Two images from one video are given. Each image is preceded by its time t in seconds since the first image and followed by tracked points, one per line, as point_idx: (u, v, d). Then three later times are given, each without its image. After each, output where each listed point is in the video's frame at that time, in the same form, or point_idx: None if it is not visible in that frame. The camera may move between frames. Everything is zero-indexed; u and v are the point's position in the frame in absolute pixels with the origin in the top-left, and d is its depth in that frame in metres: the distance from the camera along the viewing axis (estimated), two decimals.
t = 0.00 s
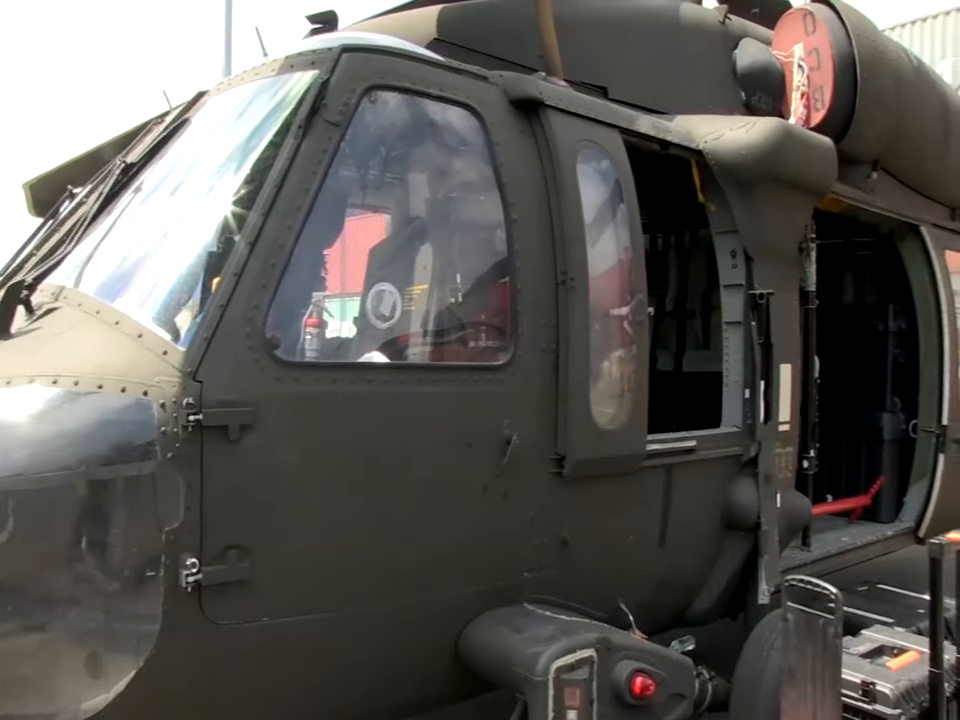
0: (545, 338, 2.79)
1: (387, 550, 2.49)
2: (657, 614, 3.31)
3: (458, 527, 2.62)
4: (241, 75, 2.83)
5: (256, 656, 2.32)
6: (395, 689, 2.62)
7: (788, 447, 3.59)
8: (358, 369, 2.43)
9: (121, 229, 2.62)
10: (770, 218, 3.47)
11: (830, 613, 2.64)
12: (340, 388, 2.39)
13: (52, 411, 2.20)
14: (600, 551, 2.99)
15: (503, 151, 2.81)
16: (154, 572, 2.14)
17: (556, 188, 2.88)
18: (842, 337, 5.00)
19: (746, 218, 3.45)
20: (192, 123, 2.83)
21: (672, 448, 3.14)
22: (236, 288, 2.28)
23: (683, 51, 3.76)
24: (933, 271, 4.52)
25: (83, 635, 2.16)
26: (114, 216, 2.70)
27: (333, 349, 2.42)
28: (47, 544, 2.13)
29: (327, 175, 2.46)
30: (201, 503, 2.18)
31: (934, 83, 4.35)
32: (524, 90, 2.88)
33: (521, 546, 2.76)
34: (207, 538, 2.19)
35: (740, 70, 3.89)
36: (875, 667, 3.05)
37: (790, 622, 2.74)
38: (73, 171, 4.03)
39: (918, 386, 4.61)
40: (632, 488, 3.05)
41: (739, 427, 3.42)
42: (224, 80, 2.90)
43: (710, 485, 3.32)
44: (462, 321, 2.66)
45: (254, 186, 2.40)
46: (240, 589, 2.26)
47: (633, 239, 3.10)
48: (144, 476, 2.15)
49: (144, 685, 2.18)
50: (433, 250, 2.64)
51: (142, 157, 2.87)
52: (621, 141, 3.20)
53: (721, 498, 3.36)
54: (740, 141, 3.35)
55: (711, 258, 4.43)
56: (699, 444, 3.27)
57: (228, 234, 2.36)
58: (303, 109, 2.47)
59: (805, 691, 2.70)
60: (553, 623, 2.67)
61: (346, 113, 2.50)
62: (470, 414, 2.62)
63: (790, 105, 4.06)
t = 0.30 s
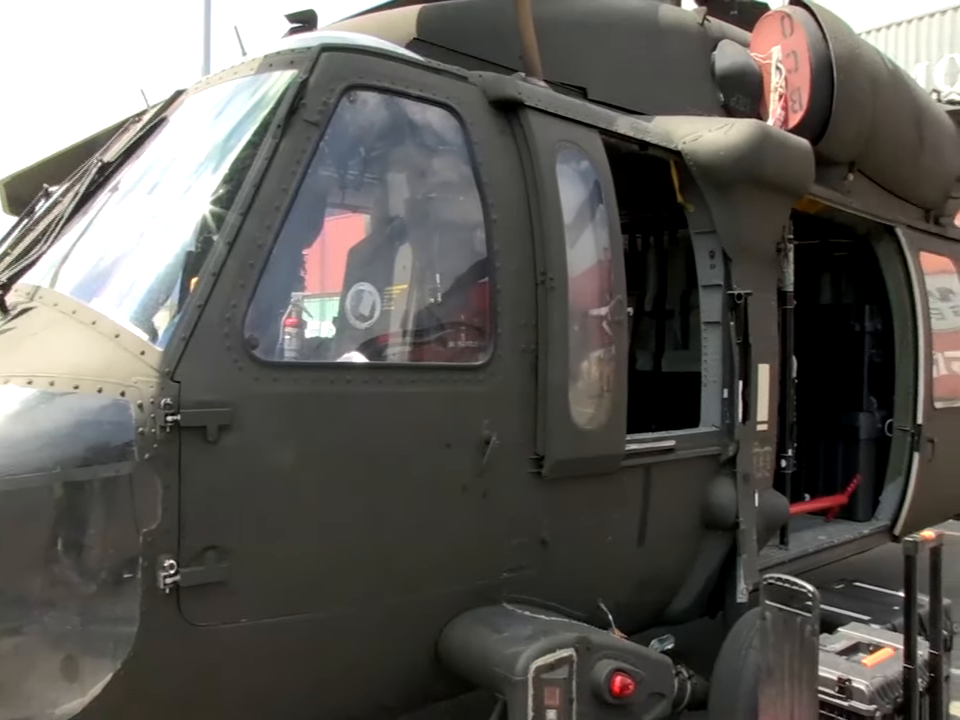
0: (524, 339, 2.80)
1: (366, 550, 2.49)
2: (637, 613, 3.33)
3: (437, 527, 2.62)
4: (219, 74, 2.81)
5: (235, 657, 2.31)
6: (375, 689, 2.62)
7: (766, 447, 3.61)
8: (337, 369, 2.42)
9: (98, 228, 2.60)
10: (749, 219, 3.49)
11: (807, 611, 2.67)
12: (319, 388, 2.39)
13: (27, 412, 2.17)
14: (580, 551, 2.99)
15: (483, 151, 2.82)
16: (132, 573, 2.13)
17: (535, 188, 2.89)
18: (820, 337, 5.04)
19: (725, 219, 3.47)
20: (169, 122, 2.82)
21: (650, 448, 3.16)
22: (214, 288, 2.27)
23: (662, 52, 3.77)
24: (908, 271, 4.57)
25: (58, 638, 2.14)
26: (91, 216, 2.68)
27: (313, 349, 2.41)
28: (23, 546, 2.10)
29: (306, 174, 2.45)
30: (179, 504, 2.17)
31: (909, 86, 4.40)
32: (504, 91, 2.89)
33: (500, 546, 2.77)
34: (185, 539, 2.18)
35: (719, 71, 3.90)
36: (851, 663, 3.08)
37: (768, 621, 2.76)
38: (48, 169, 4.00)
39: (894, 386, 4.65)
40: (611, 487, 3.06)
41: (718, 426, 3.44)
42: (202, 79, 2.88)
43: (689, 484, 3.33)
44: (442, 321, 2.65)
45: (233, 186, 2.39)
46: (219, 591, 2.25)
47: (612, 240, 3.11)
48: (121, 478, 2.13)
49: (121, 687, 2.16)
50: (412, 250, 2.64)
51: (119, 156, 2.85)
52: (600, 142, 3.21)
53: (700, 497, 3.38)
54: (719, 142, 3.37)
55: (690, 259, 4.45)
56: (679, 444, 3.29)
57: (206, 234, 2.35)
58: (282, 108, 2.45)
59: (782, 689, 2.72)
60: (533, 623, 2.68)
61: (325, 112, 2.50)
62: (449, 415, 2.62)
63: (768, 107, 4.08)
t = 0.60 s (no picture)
0: (504, 338, 2.80)
1: (346, 550, 2.48)
2: (616, 612, 3.34)
3: (417, 527, 2.62)
4: (198, 73, 2.80)
5: (214, 658, 2.30)
6: (354, 690, 2.61)
7: (744, 446, 3.63)
8: (316, 369, 2.41)
9: (76, 227, 2.58)
10: (728, 219, 3.51)
11: (785, 609, 2.68)
12: (299, 388, 2.38)
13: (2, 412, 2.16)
14: (560, 549, 3.00)
15: (462, 151, 2.82)
16: (109, 575, 2.12)
17: (515, 189, 2.89)
18: (799, 337, 5.07)
19: (704, 219, 3.48)
20: (147, 121, 2.80)
21: (630, 447, 3.17)
22: (193, 288, 2.25)
23: (642, 53, 3.78)
24: (884, 272, 4.61)
25: (33, 641, 2.12)
26: (68, 215, 2.66)
27: (292, 349, 2.40)
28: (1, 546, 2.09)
29: (285, 174, 2.44)
30: (157, 505, 2.15)
31: (885, 89, 4.44)
32: (484, 91, 2.89)
33: (480, 545, 2.77)
34: (164, 541, 2.17)
35: (697, 73, 3.91)
36: (828, 660, 3.12)
37: (746, 618, 2.78)
38: (23, 167, 3.95)
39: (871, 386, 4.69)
40: (590, 487, 3.07)
41: (697, 426, 3.46)
42: (180, 78, 2.87)
43: (668, 483, 3.35)
44: (421, 321, 2.65)
45: (212, 185, 2.38)
46: (198, 591, 2.23)
47: (592, 240, 3.11)
48: (98, 478, 2.11)
49: (98, 689, 2.14)
50: (392, 251, 2.63)
51: (97, 155, 2.83)
52: (580, 142, 3.21)
53: (679, 496, 3.40)
54: (698, 143, 3.38)
55: (669, 259, 4.48)
56: (658, 444, 3.30)
57: (185, 233, 2.33)
58: (262, 107, 2.44)
59: (760, 686, 2.74)
60: (512, 623, 2.68)
61: (305, 112, 2.49)
62: (429, 415, 2.62)
63: (746, 108, 4.11)
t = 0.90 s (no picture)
0: (482, 338, 2.80)
1: (323, 551, 2.47)
2: (595, 610, 3.35)
3: (395, 528, 2.61)
4: (174, 71, 2.78)
5: (190, 660, 2.29)
6: (333, 691, 2.60)
7: (722, 445, 3.66)
8: (294, 369, 2.40)
9: (51, 226, 2.56)
10: (705, 219, 3.53)
11: (762, 607, 2.72)
12: (277, 388, 2.37)
13: None
14: (538, 549, 3.00)
15: (441, 151, 2.81)
16: (84, 577, 2.11)
17: (494, 189, 2.89)
18: (776, 337, 5.11)
19: (682, 220, 3.50)
20: (123, 119, 2.78)
21: (608, 446, 3.18)
22: (169, 287, 2.24)
23: (621, 53, 3.79)
24: (859, 273, 4.66)
25: (7, 644, 2.20)
26: (43, 215, 2.63)
27: (270, 349, 2.39)
28: None
29: (263, 172, 2.43)
30: (134, 507, 2.13)
31: (861, 91, 4.48)
32: (462, 90, 2.89)
33: (458, 545, 2.77)
34: (140, 542, 2.15)
35: (676, 74, 3.91)
36: (804, 657, 3.14)
37: (724, 617, 2.80)
38: None
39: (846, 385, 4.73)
40: (569, 486, 3.07)
41: (675, 425, 3.48)
42: (157, 75, 2.85)
43: (646, 482, 3.37)
44: (400, 321, 2.64)
45: (189, 184, 2.36)
46: (174, 593, 2.22)
47: (570, 240, 3.12)
48: (73, 481, 2.11)
49: (73, 691, 2.13)
50: (370, 250, 2.62)
51: (72, 154, 2.81)
52: (559, 142, 3.22)
53: (657, 495, 3.41)
54: (676, 143, 3.40)
55: (647, 259, 4.50)
56: (636, 443, 3.32)
57: (162, 232, 2.32)
58: (239, 106, 2.43)
59: (737, 683, 2.76)
60: (491, 622, 2.68)
61: (283, 111, 2.48)
62: (407, 415, 2.62)
63: (723, 109, 4.09)
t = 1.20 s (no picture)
0: (460, 338, 2.80)
1: (300, 552, 2.46)
2: (573, 610, 3.36)
3: (372, 528, 2.61)
4: (150, 69, 2.76)
5: (166, 662, 2.27)
6: (310, 692, 2.59)
7: (699, 444, 3.68)
8: (271, 369, 2.39)
9: (25, 225, 2.54)
10: (682, 220, 3.55)
11: (738, 606, 2.74)
12: (254, 388, 2.36)
13: None
14: (516, 548, 3.01)
15: (418, 151, 2.81)
16: (58, 580, 2.08)
17: (471, 189, 2.89)
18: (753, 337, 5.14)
19: (659, 220, 3.51)
20: (98, 117, 2.76)
21: (586, 446, 3.19)
22: (145, 287, 2.22)
23: (599, 54, 3.81)
24: (834, 273, 4.70)
25: None
26: (16, 213, 2.61)
27: (247, 349, 2.38)
28: None
29: (239, 171, 2.42)
30: (108, 509, 2.12)
31: (836, 93, 4.52)
32: (440, 90, 2.89)
33: (436, 545, 2.77)
34: (115, 543, 2.13)
35: (654, 75, 3.93)
36: (780, 655, 3.17)
37: (700, 615, 2.81)
38: None
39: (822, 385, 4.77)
40: (546, 486, 3.08)
41: (652, 424, 3.50)
42: (132, 73, 2.83)
43: (623, 482, 3.38)
44: (377, 321, 2.64)
45: (165, 182, 2.35)
46: (150, 595, 2.21)
47: (548, 240, 3.12)
48: (46, 482, 2.07)
49: (46, 695, 2.11)
50: (348, 250, 2.61)
51: (47, 152, 2.79)
52: (536, 142, 3.23)
53: (634, 494, 3.43)
54: (653, 144, 3.42)
55: (625, 259, 4.52)
56: (613, 442, 3.33)
57: (137, 231, 2.30)
58: (215, 105, 2.42)
59: (714, 681, 2.78)
60: (469, 622, 2.68)
61: (260, 109, 2.47)
62: (384, 414, 2.61)
63: (700, 110, 4.07)
